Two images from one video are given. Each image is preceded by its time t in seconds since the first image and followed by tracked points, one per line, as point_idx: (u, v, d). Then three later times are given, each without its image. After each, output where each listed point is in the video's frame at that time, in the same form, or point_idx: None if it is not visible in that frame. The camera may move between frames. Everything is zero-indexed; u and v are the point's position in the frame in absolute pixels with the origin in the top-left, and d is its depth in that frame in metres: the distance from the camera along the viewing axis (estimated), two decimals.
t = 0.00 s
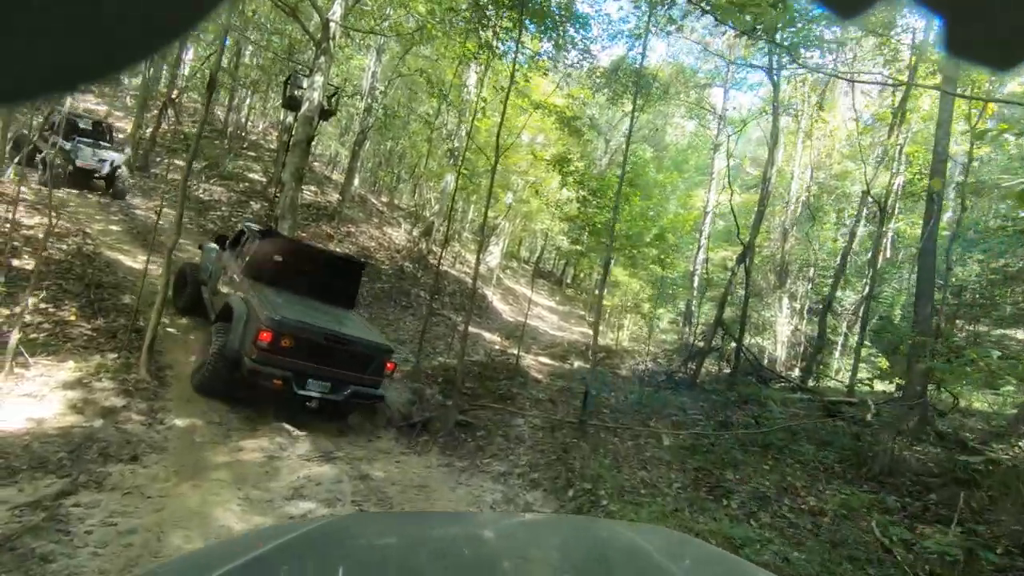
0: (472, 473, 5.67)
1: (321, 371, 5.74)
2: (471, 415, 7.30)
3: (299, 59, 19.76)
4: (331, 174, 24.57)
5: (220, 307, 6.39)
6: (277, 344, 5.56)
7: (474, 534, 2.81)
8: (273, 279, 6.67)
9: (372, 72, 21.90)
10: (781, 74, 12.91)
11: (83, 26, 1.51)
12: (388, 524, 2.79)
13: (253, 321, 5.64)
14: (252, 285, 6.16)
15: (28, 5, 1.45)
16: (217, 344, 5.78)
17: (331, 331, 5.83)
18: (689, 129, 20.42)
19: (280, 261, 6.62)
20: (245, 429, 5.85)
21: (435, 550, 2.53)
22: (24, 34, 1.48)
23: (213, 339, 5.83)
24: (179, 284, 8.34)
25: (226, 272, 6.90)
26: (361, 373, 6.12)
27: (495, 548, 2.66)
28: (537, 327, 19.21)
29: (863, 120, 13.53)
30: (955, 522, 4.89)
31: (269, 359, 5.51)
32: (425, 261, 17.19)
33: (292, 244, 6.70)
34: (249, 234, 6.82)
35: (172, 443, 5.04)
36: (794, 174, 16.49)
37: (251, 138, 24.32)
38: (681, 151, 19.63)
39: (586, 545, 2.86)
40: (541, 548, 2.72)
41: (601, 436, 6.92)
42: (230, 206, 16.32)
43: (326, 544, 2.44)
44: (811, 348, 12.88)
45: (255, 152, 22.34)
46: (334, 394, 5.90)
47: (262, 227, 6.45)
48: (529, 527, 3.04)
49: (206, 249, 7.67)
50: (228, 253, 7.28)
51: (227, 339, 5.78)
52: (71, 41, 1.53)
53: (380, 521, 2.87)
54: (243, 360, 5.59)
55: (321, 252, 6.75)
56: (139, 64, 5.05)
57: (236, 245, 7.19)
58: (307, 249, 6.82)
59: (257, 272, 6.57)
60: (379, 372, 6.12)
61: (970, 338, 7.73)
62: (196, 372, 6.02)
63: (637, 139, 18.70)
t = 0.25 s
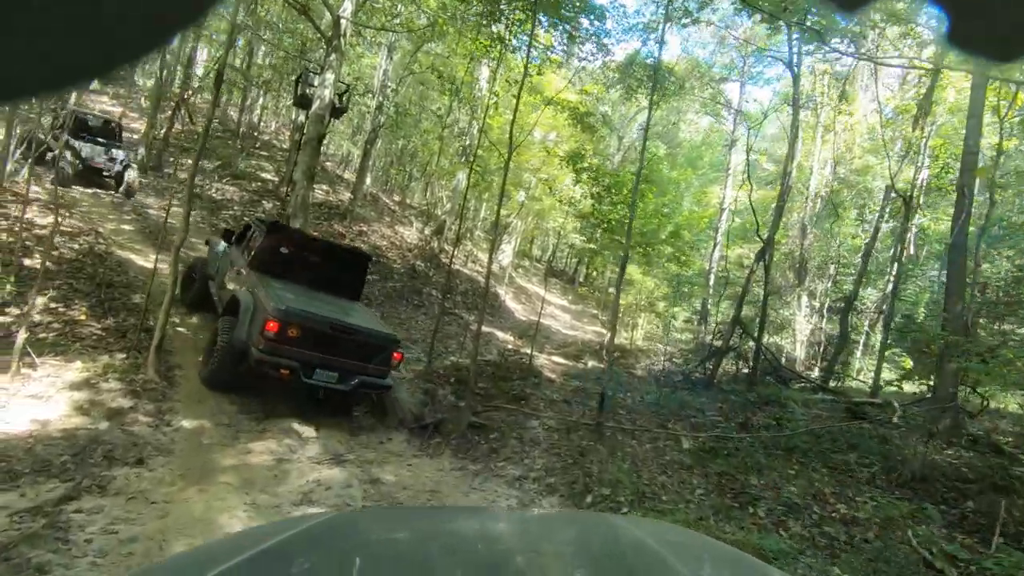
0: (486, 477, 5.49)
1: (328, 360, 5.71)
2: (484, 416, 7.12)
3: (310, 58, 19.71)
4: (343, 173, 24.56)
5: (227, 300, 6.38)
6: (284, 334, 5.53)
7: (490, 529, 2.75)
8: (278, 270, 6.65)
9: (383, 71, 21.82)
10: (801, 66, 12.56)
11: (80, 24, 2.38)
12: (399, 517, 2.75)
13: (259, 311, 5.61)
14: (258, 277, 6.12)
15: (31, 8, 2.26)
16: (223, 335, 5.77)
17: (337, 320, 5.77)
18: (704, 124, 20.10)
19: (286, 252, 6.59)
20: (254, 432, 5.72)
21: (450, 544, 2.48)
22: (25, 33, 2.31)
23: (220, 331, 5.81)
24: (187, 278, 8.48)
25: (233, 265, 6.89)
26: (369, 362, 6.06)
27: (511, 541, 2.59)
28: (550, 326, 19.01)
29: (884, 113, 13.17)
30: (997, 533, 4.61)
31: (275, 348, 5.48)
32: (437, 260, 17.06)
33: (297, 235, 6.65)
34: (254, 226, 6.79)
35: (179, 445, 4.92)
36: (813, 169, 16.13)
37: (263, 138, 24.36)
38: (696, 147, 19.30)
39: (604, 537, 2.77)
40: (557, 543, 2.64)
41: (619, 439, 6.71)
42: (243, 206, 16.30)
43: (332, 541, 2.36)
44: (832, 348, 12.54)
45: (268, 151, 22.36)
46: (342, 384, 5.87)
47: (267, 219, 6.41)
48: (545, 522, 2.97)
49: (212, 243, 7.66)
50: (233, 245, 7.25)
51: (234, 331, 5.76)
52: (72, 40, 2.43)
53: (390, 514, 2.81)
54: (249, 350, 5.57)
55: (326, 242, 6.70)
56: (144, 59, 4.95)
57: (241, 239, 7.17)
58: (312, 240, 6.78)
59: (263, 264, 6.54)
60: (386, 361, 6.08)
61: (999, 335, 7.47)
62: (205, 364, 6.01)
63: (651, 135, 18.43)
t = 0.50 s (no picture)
0: (499, 484, 5.31)
1: (335, 356, 5.61)
2: (498, 419, 6.94)
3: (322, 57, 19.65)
4: (355, 173, 24.54)
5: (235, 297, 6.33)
6: (290, 330, 5.44)
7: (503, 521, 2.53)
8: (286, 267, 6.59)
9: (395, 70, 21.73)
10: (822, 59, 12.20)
11: (82, 24, 2.10)
12: (405, 515, 2.54)
13: (265, 307, 5.54)
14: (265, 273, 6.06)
15: (31, 6, 1.98)
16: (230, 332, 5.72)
17: (344, 315, 5.67)
18: (718, 121, 19.79)
19: (292, 248, 6.54)
20: (262, 436, 5.59)
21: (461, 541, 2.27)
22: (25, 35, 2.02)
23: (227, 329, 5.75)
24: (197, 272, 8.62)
25: (240, 262, 6.86)
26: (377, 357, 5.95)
27: (526, 537, 2.37)
28: (563, 326, 18.80)
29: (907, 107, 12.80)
30: None
31: (282, 344, 5.40)
32: (449, 260, 16.92)
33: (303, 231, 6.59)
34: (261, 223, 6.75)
35: (185, 450, 4.79)
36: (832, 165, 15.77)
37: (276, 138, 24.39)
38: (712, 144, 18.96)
39: (628, 533, 2.55)
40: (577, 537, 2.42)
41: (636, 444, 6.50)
42: (255, 206, 16.28)
43: (336, 541, 2.16)
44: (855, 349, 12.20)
45: (280, 152, 22.36)
46: (350, 380, 5.77)
47: (273, 215, 6.35)
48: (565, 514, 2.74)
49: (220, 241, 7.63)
50: (241, 243, 7.20)
51: (241, 328, 5.70)
52: (73, 40, 2.13)
53: (394, 509, 2.61)
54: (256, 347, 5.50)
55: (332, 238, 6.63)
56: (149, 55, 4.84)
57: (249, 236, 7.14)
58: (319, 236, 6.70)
59: (270, 261, 6.49)
60: (394, 357, 5.96)
61: None
62: (212, 362, 5.95)
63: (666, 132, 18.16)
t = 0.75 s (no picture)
0: (511, 492, 5.12)
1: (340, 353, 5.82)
2: (511, 423, 6.76)
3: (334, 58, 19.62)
4: (367, 175, 24.48)
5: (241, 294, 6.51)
6: (296, 329, 5.65)
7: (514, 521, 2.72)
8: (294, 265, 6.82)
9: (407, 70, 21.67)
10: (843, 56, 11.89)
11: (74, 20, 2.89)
12: (414, 513, 2.71)
13: (272, 307, 5.74)
14: (272, 272, 6.26)
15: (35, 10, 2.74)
16: (237, 330, 5.89)
17: (348, 314, 5.86)
18: (734, 119, 19.43)
19: (298, 246, 6.75)
20: (270, 442, 5.46)
21: (475, 538, 2.46)
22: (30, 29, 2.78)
23: (234, 328, 5.95)
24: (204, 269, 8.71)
25: (246, 259, 7.06)
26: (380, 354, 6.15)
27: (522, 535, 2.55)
28: (576, 328, 18.56)
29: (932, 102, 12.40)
30: None
31: (288, 343, 5.61)
32: (461, 261, 16.78)
33: (309, 229, 6.78)
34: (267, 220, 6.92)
35: (190, 456, 4.67)
36: (853, 164, 15.37)
37: (289, 140, 24.43)
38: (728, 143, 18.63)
39: (613, 530, 2.70)
40: (584, 536, 2.61)
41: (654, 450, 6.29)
42: (267, 208, 16.26)
43: (346, 537, 2.30)
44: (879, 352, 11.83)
45: (293, 153, 22.39)
46: (356, 377, 5.98)
47: (279, 214, 6.52)
48: (571, 513, 2.94)
49: (226, 237, 7.76)
50: (249, 241, 7.41)
51: (247, 326, 5.88)
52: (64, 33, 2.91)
53: (401, 506, 2.78)
54: (263, 345, 5.70)
55: (337, 235, 6.81)
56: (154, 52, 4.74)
57: (254, 233, 7.32)
58: (325, 234, 6.91)
59: (275, 258, 6.68)
60: (399, 353, 6.14)
61: None
62: (221, 361, 6.15)
63: (680, 131, 17.85)
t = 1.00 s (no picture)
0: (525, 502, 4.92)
1: (345, 352, 5.76)
2: (524, 429, 6.56)
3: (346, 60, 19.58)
4: (378, 177, 24.44)
5: (246, 292, 6.45)
6: (300, 328, 5.58)
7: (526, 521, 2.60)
8: (297, 263, 6.79)
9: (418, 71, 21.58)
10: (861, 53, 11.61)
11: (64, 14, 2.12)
12: (423, 510, 2.60)
13: (276, 305, 5.67)
14: (276, 271, 6.23)
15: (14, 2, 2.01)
16: (241, 330, 5.82)
17: (352, 312, 5.79)
18: (748, 118, 19.13)
19: (302, 243, 6.76)
20: (276, 447, 5.30)
21: (486, 539, 2.34)
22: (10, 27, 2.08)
23: (239, 327, 5.88)
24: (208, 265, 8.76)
25: (251, 257, 7.03)
26: (386, 352, 6.09)
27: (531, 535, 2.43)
28: (589, 330, 18.33)
29: (956, 97, 12.06)
30: None
31: (293, 342, 5.53)
32: (473, 262, 16.61)
33: (313, 227, 6.79)
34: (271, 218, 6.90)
35: (194, 463, 4.53)
36: (872, 162, 15.03)
37: (301, 142, 24.45)
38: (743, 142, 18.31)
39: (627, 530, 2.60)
40: (600, 536, 2.49)
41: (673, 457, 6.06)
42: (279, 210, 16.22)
43: (355, 535, 2.19)
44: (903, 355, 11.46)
45: (305, 155, 22.39)
46: (361, 374, 5.92)
47: (283, 212, 6.51)
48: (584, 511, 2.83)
49: (231, 235, 7.74)
50: (253, 239, 7.37)
51: (252, 325, 5.81)
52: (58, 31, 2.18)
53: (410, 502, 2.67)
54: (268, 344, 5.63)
55: (340, 231, 6.85)
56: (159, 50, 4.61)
57: (259, 231, 7.31)
58: (329, 232, 6.88)
59: (280, 256, 6.68)
60: (405, 350, 6.09)
61: None
62: (227, 360, 6.07)
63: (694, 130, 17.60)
